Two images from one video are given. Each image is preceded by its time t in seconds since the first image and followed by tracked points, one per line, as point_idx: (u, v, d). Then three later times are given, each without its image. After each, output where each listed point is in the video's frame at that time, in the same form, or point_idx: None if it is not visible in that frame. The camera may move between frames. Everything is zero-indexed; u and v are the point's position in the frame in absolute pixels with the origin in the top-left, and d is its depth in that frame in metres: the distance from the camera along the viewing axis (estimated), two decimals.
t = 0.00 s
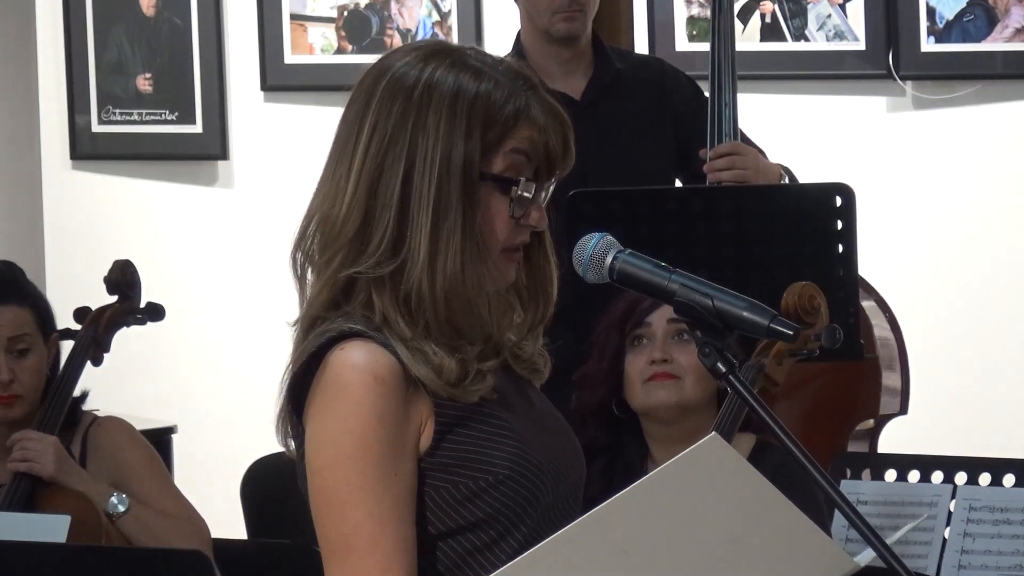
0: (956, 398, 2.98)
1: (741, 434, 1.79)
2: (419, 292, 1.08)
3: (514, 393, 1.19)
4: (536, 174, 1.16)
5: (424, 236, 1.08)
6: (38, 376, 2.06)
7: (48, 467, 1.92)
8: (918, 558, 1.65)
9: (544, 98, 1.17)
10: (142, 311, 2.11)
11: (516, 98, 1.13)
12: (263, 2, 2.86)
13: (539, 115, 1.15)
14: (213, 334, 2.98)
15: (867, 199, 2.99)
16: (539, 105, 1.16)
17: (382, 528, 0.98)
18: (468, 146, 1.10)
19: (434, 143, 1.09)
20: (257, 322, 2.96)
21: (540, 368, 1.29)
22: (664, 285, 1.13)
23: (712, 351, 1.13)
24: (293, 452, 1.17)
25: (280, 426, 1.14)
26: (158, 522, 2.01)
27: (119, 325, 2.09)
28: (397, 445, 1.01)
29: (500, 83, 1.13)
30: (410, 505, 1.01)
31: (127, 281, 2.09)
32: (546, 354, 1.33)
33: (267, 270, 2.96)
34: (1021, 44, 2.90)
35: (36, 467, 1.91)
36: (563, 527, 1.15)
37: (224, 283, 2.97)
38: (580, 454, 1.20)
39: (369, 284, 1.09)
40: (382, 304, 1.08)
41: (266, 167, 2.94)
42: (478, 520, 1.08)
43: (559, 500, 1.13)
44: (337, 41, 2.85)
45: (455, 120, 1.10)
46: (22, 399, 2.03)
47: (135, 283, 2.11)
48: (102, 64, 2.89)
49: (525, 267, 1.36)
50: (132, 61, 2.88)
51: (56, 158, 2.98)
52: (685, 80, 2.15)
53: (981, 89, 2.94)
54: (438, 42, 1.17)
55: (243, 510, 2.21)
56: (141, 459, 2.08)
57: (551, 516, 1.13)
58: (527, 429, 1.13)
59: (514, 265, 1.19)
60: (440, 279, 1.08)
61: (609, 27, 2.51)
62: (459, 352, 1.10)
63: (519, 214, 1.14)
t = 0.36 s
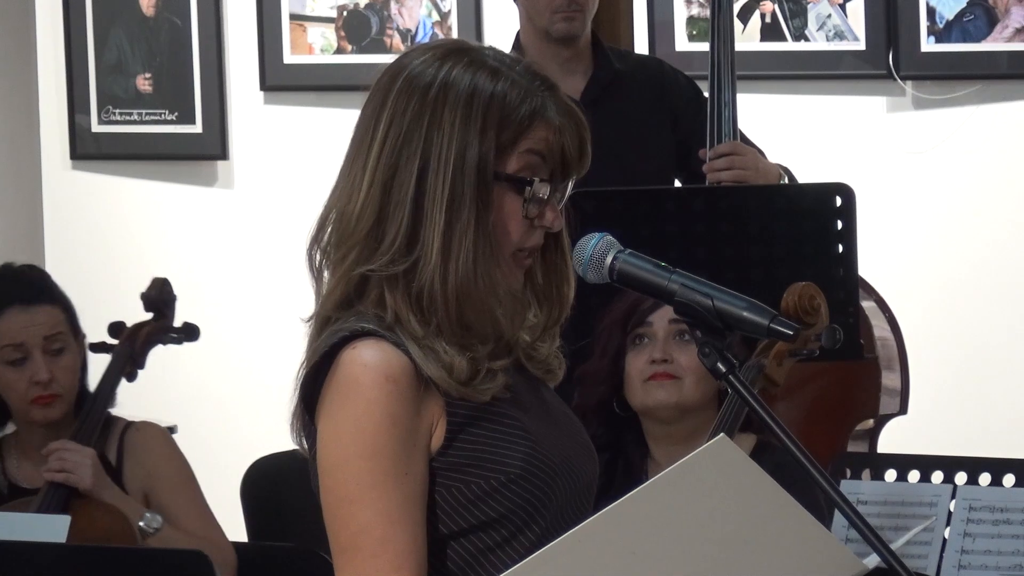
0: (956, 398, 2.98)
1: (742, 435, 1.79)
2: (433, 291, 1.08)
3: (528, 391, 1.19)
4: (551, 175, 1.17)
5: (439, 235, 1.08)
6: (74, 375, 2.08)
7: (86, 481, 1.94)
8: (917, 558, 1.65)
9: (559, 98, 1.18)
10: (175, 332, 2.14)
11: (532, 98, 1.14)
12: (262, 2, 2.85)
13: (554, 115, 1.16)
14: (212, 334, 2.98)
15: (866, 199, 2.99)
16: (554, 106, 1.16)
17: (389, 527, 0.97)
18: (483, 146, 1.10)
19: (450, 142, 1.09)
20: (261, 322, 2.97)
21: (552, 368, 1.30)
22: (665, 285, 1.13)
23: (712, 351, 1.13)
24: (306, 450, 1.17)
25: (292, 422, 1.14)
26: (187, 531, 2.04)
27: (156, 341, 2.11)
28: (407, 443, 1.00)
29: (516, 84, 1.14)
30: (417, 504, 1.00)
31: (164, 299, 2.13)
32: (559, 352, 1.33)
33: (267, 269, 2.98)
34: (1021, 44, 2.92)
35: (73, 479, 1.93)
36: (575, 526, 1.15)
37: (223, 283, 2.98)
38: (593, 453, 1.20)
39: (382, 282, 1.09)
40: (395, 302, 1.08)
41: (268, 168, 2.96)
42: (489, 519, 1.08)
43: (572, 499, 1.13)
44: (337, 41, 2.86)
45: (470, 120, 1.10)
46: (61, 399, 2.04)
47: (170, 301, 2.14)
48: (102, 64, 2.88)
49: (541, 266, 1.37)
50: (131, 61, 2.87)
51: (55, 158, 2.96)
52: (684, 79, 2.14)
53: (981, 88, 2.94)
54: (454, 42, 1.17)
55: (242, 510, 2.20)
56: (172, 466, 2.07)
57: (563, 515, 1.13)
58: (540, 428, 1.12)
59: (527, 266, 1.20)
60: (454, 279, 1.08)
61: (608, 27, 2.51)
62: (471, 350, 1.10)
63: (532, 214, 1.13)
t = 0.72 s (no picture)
0: (957, 398, 2.98)
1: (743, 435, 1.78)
2: (434, 291, 1.08)
3: (529, 392, 1.19)
4: (554, 176, 1.16)
5: (441, 236, 1.08)
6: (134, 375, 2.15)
7: (131, 496, 1.97)
8: (918, 558, 1.65)
9: (562, 101, 1.18)
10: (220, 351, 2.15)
11: (535, 101, 1.14)
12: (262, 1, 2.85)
13: (557, 117, 1.15)
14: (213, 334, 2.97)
15: (867, 199, 2.99)
16: (558, 108, 1.16)
17: (389, 526, 0.97)
18: (486, 147, 1.10)
19: (453, 144, 1.09)
20: (260, 320, 2.97)
21: (555, 369, 1.30)
22: (665, 285, 1.13)
23: (712, 352, 1.13)
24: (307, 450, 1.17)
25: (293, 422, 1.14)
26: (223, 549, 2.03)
27: (201, 358, 2.13)
28: (407, 442, 1.00)
29: (520, 86, 1.13)
30: (418, 503, 1.00)
31: (208, 318, 2.16)
32: (562, 354, 1.33)
33: (267, 269, 2.97)
34: (1021, 45, 2.92)
35: (119, 492, 1.96)
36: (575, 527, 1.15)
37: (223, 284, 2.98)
38: (594, 454, 1.20)
39: (384, 283, 1.09)
40: (396, 303, 1.08)
41: (268, 167, 2.95)
42: (490, 519, 1.07)
43: (573, 500, 1.13)
44: (337, 41, 2.86)
45: (474, 121, 1.10)
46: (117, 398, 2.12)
47: (215, 322, 2.17)
48: (102, 64, 2.88)
49: (544, 267, 1.37)
50: (131, 61, 2.87)
51: (55, 159, 2.96)
52: (684, 79, 2.14)
53: (981, 88, 2.95)
54: (459, 43, 1.17)
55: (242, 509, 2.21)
56: (216, 490, 2.09)
57: (564, 515, 1.12)
58: (541, 428, 1.12)
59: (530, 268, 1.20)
60: (456, 281, 1.08)
61: (608, 27, 2.51)
62: (472, 350, 1.10)
63: (534, 215, 1.13)
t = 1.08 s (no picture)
0: (958, 398, 2.97)
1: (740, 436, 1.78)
2: (432, 286, 1.08)
3: (530, 386, 1.18)
4: (550, 175, 1.16)
5: (438, 232, 1.08)
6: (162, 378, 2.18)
7: (156, 498, 1.99)
8: (918, 558, 1.65)
9: (558, 100, 1.18)
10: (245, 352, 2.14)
11: (531, 100, 1.14)
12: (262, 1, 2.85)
13: (552, 117, 1.16)
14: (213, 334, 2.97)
15: (867, 199, 2.99)
16: (553, 108, 1.16)
17: (390, 522, 0.97)
18: (481, 145, 1.10)
19: (448, 142, 1.09)
20: (261, 321, 2.97)
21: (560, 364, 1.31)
22: (664, 285, 1.13)
23: (712, 351, 1.13)
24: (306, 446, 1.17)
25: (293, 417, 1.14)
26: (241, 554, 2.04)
27: (226, 359, 2.11)
28: (409, 437, 1.00)
29: (515, 85, 1.14)
30: (418, 500, 1.00)
31: (235, 318, 2.14)
32: (568, 351, 1.33)
33: (267, 269, 2.97)
34: (1021, 44, 2.92)
35: (144, 494, 1.98)
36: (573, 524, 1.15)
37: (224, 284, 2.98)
38: (593, 451, 1.19)
39: (383, 277, 1.09)
40: (397, 296, 1.08)
41: (268, 167, 2.95)
42: (488, 512, 1.07)
43: (572, 495, 1.13)
44: (337, 41, 2.86)
45: (469, 119, 1.10)
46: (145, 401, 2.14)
47: (241, 321, 2.15)
48: (102, 65, 2.89)
49: (542, 267, 1.37)
50: (131, 62, 2.87)
51: (55, 159, 2.96)
52: (684, 79, 2.14)
53: (981, 88, 2.95)
54: (454, 43, 1.17)
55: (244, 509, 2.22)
56: (237, 496, 2.10)
57: (563, 511, 1.12)
58: (541, 423, 1.12)
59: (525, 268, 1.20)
60: (452, 278, 1.08)
61: (609, 27, 2.51)
62: (473, 343, 1.10)
63: (530, 214, 1.13)
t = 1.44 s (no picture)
0: (958, 398, 2.97)
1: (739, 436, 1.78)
2: (433, 286, 1.08)
3: (533, 385, 1.19)
4: (550, 175, 1.16)
5: (438, 231, 1.08)
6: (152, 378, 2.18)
7: (140, 495, 1.99)
8: (918, 557, 1.65)
9: (559, 100, 1.18)
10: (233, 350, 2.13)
11: (531, 99, 1.14)
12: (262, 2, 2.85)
13: (552, 116, 1.16)
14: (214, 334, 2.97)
15: (867, 199, 2.99)
16: (554, 107, 1.16)
17: (392, 523, 0.98)
18: (480, 144, 1.10)
19: (448, 141, 1.10)
20: (261, 321, 2.97)
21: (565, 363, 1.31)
22: (665, 285, 1.13)
23: (712, 351, 1.13)
24: (307, 445, 1.17)
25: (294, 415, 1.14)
26: (233, 552, 2.04)
27: (213, 357, 2.11)
28: (410, 437, 1.00)
29: (515, 84, 1.14)
30: (420, 499, 1.00)
31: (221, 316, 2.14)
32: (570, 351, 1.34)
33: (267, 269, 2.97)
34: (1020, 45, 2.92)
35: (130, 491, 1.98)
36: (575, 524, 1.15)
37: (223, 283, 2.98)
38: (596, 451, 1.20)
39: (384, 275, 1.09)
40: (398, 295, 1.08)
41: (268, 167, 2.95)
42: (490, 512, 1.07)
43: (573, 494, 1.13)
44: (337, 41, 2.86)
45: (469, 119, 1.10)
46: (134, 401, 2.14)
47: (227, 320, 2.15)
48: (102, 65, 2.89)
49: (545, 266, 1.37)
50: (131, 62, 2.87)
51: (55, 159, 2.96)
52: (684, 79, 2.15)
53: (980, 89, 2.95)
54: (455, 42, 1.17)
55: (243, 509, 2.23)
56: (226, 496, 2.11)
57: (564, 510, 1.12)
58: (543, 422, 1.12)
59: (526, 267, 1.20)
60: (452, 276, 1.08)
61: (609, 27, 2.51)
62: (474, 343, 1.10)
63: (530, 213, 1.13)
